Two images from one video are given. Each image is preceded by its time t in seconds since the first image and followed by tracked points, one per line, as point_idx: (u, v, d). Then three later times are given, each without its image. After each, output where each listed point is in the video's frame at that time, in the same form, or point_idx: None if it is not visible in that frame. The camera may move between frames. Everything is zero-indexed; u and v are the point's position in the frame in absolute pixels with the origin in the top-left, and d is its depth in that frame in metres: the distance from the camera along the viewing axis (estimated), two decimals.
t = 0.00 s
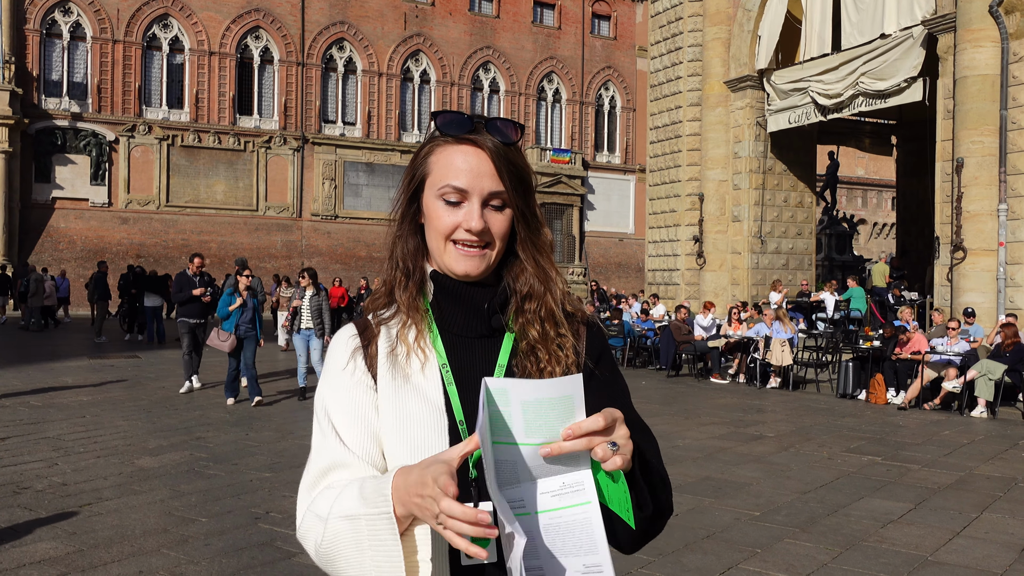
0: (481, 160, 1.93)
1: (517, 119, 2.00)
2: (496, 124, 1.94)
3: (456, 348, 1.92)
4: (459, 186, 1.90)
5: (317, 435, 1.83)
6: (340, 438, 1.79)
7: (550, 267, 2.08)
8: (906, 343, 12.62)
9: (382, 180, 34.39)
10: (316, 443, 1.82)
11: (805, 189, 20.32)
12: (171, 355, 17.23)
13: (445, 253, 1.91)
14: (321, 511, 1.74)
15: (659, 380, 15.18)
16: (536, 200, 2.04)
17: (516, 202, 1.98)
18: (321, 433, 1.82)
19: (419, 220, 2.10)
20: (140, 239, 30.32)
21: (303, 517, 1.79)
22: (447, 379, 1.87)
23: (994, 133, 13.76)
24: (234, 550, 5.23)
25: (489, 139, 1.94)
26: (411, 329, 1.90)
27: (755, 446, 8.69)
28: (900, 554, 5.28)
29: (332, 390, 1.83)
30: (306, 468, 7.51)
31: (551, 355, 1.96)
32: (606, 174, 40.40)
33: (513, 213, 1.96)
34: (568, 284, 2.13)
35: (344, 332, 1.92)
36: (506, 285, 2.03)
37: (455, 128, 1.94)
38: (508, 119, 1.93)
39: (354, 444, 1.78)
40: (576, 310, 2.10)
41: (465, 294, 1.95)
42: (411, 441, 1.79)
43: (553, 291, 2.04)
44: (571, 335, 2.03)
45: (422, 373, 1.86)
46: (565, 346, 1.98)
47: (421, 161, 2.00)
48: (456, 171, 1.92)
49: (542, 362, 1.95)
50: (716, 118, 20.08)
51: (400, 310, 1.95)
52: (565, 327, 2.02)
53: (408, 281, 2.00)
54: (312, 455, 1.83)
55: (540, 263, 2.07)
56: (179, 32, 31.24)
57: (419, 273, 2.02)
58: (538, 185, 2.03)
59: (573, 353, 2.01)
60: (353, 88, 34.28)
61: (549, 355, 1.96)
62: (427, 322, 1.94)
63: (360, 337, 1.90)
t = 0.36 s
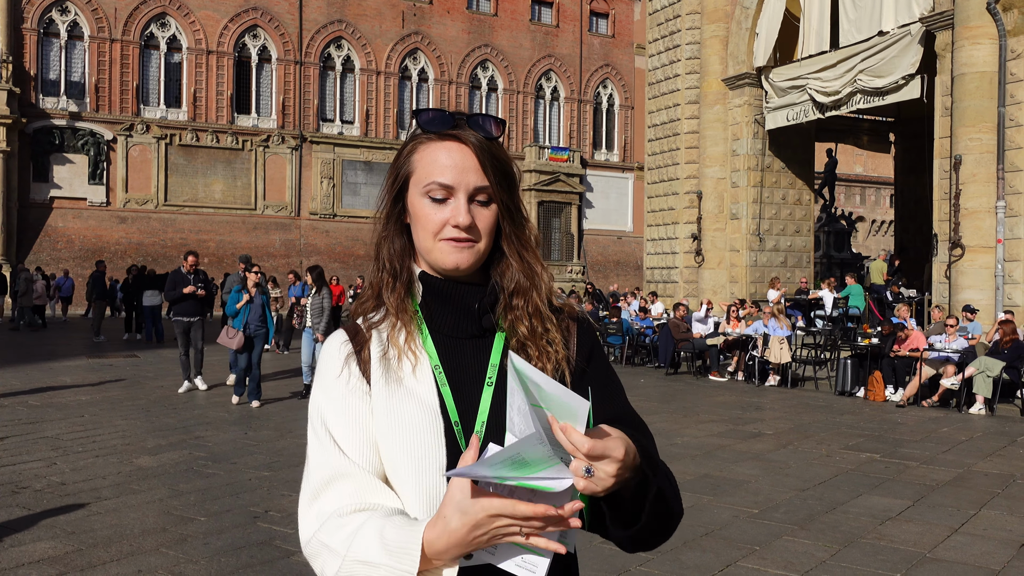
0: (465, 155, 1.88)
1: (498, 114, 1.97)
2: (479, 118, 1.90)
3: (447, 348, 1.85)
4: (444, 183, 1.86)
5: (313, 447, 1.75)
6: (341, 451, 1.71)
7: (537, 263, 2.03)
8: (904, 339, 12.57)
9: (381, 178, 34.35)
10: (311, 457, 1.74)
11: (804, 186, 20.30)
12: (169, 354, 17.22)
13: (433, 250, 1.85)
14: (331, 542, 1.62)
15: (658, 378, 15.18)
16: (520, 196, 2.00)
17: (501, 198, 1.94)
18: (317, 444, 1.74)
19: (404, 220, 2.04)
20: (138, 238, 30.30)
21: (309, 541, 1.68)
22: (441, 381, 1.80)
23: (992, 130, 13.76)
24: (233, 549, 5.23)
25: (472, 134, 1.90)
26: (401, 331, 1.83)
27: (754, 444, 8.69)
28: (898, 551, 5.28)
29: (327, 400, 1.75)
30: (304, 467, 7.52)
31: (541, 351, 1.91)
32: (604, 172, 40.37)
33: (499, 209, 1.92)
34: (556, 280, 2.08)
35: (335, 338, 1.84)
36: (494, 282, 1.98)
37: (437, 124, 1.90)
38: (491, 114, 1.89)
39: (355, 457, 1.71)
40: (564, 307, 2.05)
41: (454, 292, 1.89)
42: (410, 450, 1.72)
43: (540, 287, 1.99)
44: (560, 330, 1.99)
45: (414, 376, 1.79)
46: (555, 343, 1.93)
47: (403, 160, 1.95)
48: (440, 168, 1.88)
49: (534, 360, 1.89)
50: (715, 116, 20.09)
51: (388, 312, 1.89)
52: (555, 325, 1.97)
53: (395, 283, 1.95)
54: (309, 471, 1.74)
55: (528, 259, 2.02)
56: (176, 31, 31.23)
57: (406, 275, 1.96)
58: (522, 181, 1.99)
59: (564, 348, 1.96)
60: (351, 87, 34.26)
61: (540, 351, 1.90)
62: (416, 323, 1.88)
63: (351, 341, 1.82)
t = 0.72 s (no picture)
0: (455, 152, 1.87)
1: (485, 109, 1.96)
2: (467, 115, 1.90)
3: (444, 347, 1.83)
4: (436, 181, 1.85)
5: (312, 450, 1.72)
6: (342, 455, 1.68)
7: (526, 259, 2.03)
8: (902, 335, 12.71)
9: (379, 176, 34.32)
10: (311, 462, 1.70)
11: (802, 182, 20.29)
12: (168, 353, 17.22)
13: (428, 250, 1.83)
14: (339, 552, 1.59)
15: (657, 375, 15.20)
16: (509, 192, 1.99)
17: (492, 194, 1.93)
18: (316, 447, 1.71)
19: (395, 219, 2.01)
20: (137, 237, 30.29)
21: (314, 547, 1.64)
22: (438, 380, 1.78)
23: (990, 126, 13.77)
24: (233, 546, 5.25)
25: (459, 130, 1.89)
26: (395, 332, 1.82)
27: (754, 440, 8.69)
28: (897, 547, 5.29)
29: (324, 404, 1.71)
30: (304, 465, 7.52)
31: (536, 347, 1.88)
32: (603, 169, 40.35)
33: (491, 204, 1.91)
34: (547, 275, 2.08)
35: (329, 339, 1.80)
36: (486, 280, 1.97)
37: (424, 122, 1.89)
38: (479, 109, 1.89)
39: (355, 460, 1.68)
40: (555, 301, 2.05)
41: (450, 291, 1.87)
42: (411, 451, 1.70)
43: (532, 282, 1.99)
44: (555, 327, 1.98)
45: (411, 377, 1.78)
46: (549, 336, 1.92)
47: (393, 158, 1.93)
48: (431, 165, 1.86)
49: (528, 355, 1.86)
50: (713, 113, 20.09)
51: (382, 312, 1.86)
52: (548, 320, 1.96)
53: (388, 283, 1.92)
54: (307, 478, 1.70)
55: (519, 255, 2.02)
56: (174, 30, 31.18)
57: (398, 274, 1.94)
58: (511, 177, 1.98)
59: (559, 344, 1.95)
60: (350, 84, 34.22)
61: (535, 346, 1.88)
62: (412, 323, 1.85)
63: (347, 343, 1.79)
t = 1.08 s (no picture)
0: (454, 147, 1.87)
1: (486, 105, 1.95)
2: (467, 109, 1.89)
3: (440, 345, 1.82)
4: (436, 176, 1.84)
5: (294, 445, 1.67)
6: (326, 452, 1.63)
7: (525, 256, 2.03)
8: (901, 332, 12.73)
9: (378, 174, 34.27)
10: (292, 455, 1.66)
11: (801, 179, 20.29)
12: (167, 352, 17.20)
13: (426, 247, 1.83)
14: (296, 549, 1.53)
15: (657, 372, 15.20)
16: (508, 190, 1.99)
17: (492, 190, 1.92)
18: (299, 443, 1.66)
19: (393, 214, 2.01)
20: (135, 235, 30.29)
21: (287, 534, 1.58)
22: (433, 376, 1.77)
23: (989, 123, 13.78)
24: (232, 545, 5.25)
25: (459, 124, 1.88)
26: (391, 328, 1.81)
27: (753, 437, 8.70)
28: (897, 544, 5.30)
29: (315, 396, 1.69)
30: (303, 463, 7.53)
31: (533, 345, 1.86)
32: (602, 167, 40.33)
33: (490, 202, 1.91)
34: (544, 273, 2.07)
35: (323, 334, 1.79)
36: (484, 275, 1.97)
37: (425, 116, 1.87)
38: (480, 104, 1.88)
39: (338, 456, 1.63)
40: (553, 298, 2.05)
41: (447, 287, 1.86)
42: (405, 448, 1.70)
43: (529, 279, 1.98)
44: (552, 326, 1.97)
45: (407, 373, 1.77)
46: (547, 335, 1.91)
47: (391, 153, 1.92)
48: (430, 160, 1.86)
49: (525, 353, 1.85)
50: (712, 110, 20.08)
51: (378, 308, 1.86)
52: (546, 318, 1.96)
53: (385, 279, 1.92)
54: (287, 472, 1.65)
55: (517, 252, 2.01)
56: (172, 28, 31.12)
57: (395, 270, 1.93)
58: (510, 174, 1.98)
59: (556, 341, 1.95)
60: (348, 83, 34.19)
61: (532, 344, 1.87)
62: (408, 319, 1.85)
63: (341, 338, 1.77)
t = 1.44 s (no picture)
0: (452, 146, 1.86)
1: (480, 104, 1.95)
2: (463, 108, 1.88)
3: (434, 345, 1.82)
4: (434, 176, 1.83)
5: (300, 447, 1.69)
6: (333, 452, 1.65)
7: (518, 254, 2.03)
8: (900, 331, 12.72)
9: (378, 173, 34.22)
10: (298, 458, 1.67)
11: (800, 178, 20.25)
12: (166, 350, 17.22)
13: (424, 247, 1.83)
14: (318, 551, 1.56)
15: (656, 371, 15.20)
16: (504, 189, 1.98)
17: (489, 189, 1.92)
18: (305, 443, 1.68)
19: (387, 215, 1.99)
20: (134, 234, 30.27)
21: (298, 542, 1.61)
22: (428, 377, 1.76)
23: (988, 121, 13.79)
24: (232, 544, 5.24)
25: (455, 122, 1.88)
26: (385, 329, 1.79)
27: (752, 436, 8.71)
28: (896, 542, 5.30)
29: (317, 399, 1.68)
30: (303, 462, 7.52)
31: (526, 343, 1.87)
32: (601, 166, 40.32)
33: (487, 201, 1.91)
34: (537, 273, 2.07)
35: (316, 337, 1.77)
36: (477, 276, 1.97)
37: (422, 115, 1.86)
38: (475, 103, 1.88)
39: (346, 457, 1.65)
40: (545, 296, 2.05)
41: (441, 289, 1.86)
42: (401, 452, 1.69)
43: (523, 278, 1.99)
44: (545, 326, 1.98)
45: (402, 375, 1.75)
46: (540, 334, 1.91)
47: (387, 152, 1.91)
48: (427, 160, 1.85)
49: (519, 353, 1.85)
50: (711, 109, 20.07)
51: (371, 310, 1.84)
52: (540, 317, 1.97)
53: (378, 282, 1.90)
54: (294, 476, 1.67)
55: (510, 252, 2.01)
56: (171, 27, 31.09)
57: (389, 273, 1.92)
58: (506, 173, 1.98)
59: (549, 341, 1.95)
60: (347, 81, 34.16)
61: (526, 345, 1.87)
62: (402, 320, 1.84)
63: (336, 341, 1.76)
